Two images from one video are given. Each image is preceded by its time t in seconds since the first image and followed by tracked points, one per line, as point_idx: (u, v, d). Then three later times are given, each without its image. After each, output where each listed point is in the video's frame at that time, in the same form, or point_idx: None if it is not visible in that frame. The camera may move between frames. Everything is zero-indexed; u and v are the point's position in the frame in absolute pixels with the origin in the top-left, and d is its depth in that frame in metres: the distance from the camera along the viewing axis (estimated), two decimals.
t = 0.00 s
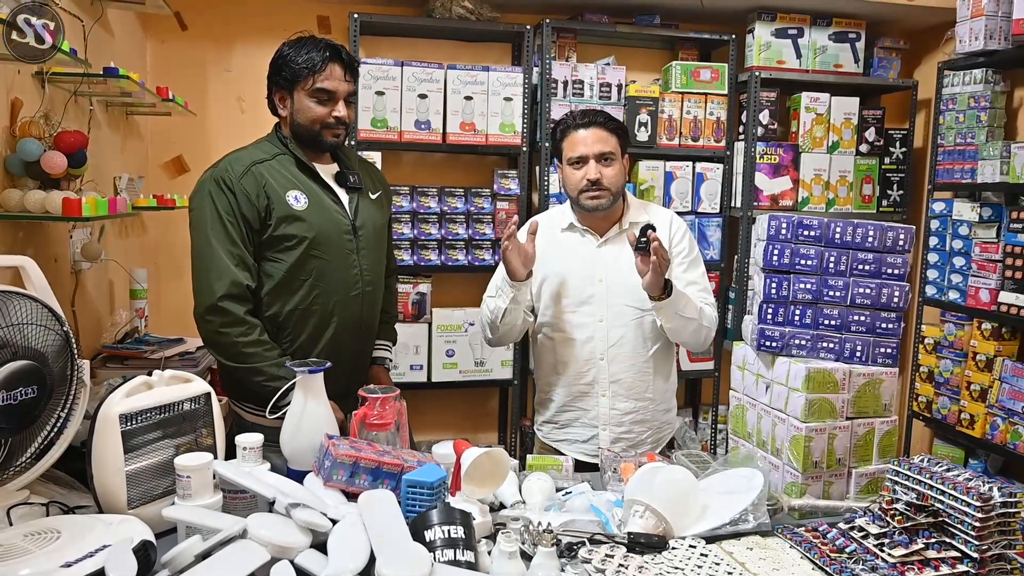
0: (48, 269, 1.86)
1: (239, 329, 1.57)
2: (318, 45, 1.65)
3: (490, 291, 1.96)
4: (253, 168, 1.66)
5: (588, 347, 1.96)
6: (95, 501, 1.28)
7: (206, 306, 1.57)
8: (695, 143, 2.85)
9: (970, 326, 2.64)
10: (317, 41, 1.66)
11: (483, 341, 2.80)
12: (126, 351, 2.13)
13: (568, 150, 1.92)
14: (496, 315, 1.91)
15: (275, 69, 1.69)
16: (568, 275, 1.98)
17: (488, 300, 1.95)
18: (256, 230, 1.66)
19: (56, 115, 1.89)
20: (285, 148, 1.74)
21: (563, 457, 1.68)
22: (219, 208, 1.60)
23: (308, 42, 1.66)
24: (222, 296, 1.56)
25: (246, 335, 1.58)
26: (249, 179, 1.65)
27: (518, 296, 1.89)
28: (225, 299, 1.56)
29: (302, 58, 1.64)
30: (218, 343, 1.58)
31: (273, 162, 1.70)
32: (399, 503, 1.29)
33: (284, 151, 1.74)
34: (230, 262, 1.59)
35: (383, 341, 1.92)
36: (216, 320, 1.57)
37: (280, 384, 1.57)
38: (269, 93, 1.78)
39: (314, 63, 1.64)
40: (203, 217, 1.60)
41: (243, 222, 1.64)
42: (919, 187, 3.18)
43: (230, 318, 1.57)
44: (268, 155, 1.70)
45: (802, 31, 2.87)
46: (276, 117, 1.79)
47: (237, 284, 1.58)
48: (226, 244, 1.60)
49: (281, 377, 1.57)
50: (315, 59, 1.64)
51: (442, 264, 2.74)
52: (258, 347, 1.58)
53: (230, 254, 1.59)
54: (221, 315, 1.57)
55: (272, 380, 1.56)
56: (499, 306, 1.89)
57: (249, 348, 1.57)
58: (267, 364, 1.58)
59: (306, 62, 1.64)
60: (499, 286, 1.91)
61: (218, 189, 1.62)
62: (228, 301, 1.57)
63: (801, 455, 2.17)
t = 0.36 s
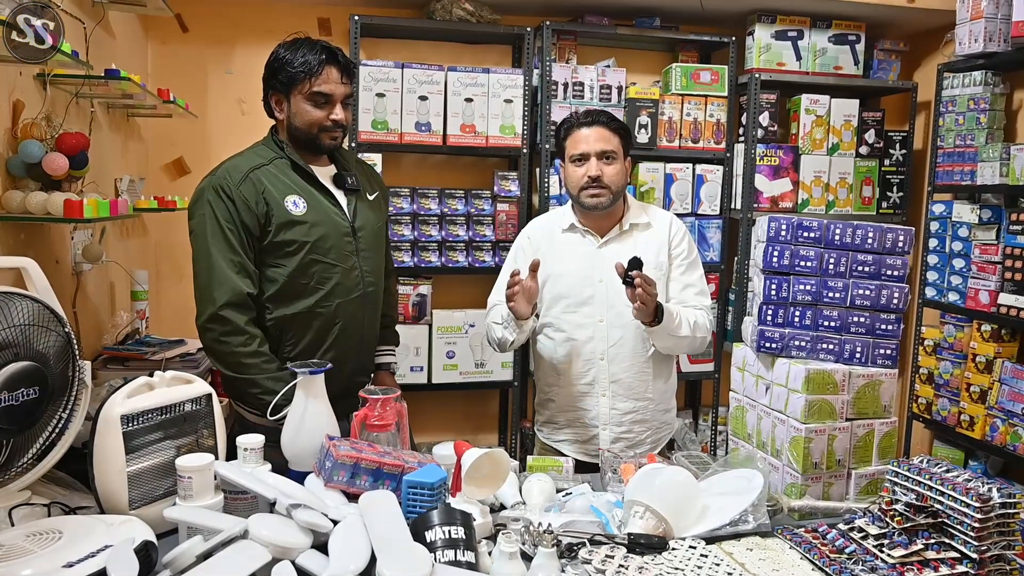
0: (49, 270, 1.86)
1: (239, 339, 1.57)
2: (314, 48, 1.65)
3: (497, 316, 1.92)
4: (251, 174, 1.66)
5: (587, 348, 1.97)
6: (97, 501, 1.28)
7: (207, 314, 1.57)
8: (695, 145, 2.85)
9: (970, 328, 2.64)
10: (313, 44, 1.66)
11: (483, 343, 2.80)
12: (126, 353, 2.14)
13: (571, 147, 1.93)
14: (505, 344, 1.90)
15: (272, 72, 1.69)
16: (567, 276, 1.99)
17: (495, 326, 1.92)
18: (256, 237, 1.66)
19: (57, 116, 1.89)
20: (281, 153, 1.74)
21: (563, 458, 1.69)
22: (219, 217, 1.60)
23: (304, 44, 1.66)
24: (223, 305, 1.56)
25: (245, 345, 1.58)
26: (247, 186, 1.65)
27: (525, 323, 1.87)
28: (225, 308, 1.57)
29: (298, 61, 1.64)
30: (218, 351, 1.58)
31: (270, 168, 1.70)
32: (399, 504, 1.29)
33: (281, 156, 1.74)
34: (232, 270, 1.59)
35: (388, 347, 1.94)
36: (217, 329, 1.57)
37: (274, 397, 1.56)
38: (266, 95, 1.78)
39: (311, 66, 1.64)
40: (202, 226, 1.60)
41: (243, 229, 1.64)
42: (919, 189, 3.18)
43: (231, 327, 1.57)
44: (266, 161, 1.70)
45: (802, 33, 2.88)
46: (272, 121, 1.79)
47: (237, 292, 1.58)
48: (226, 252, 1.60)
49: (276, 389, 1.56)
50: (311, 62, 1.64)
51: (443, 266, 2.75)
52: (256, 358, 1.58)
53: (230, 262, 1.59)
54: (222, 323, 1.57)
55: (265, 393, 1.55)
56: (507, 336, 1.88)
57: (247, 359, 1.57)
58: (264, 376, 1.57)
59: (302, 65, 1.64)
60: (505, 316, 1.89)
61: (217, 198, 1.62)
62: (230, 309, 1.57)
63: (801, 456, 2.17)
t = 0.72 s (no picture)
0: (51, 268, 1.87)
1: (223, 337, 1.55)
2: (319, 44, 1.66)
3: (507, 322, 1.92)
4: (263, 173, 1.65)
5: (588, 347, 1.97)
6: (99, 499, 1.29)
7: (203, 309, 1.57)
8: (697, 146, 2.84)
9: (972, 328, 2.63)
10: (319, 41, 1.66)
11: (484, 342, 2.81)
12: (128, 351, 2.14)
13: (577, 143, 1.94)
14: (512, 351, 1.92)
15: (279, 71, 1.70)
16: (570, 273, 1.99)
17: (504, 332, 1.93)
18: (268, 235, 1.66)
19: (59, 116, 1.90)
20: (293, 151, 1.74)
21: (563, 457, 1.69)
22: (230, 216, 1.59)
23: (309, 42, 1.66)
24: (217, 301, 1.55)
25: (228, 344, 1.55)
26: (259, 184, 1.64)
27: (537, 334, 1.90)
28: (218, 303, 1.56)
29: (304, 59, 1.65)
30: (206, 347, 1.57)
31: (282, 166, 1.70)
32: (401, 502, 1.29)
33: (292, 153, 1.73)
34: (244, 268, 1.59)
35: (410, 345, 2.01)
36: (209, 322, 1.57)
37: (232, 406, 1.51)
38: (274, 95, 1.78)
39: (316, 63, 1.64)
40: (213, 225, 1.59)
41: (255, 227, 1.63)
42: (922, 189, 3.17)
43: (220, 324, 1.56)
44: (278, 159, 1.70)
45: (805, 33, 2.87)
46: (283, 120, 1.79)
47: (235, 292, 1.56)
48: (237, 251, 1.59)
49: (237, 400, 1.51)
50: (317, 59, 1.64)
51: (443, 265, 2.75)
52: (229, 357, 1.54)
53: (240, 261, 1.59)
54: (216, 318, 1.56)
55: (223, 400, 1.50)
56: (518, 345, 1.90)
57: (223, 359, 1.54)
58: (233, 381, 1.53)
59: (309, 63, 1.65)
60: (518, 324, 1.90)
61: (228, 196, 1.61)
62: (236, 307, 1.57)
63: (802, 456, 2.17)
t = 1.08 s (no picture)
0: (49, 267, 1.86)
1: (248, 319, 1.60)
2: (349, 48, 1.71)
3: (530, 322, 1.95)
4: (281, 163, 1.68)
5: (589, 344, 1.97)
6: (98, 498, 1.28)
7: (225, 292, 1.61)
8: (697, 144, 2.85)
9: (970, 327, 2.64)
10: (348, 45, 1.72)
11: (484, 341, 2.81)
12: (126, 351, 2.13)
13: (590, 139, 1.95)
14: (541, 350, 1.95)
15: (308, 72, 1.75)
16: (576, 269, 1.99)
17: (528, 332, 1.95)
18: (281, 223, 1.68)
19: (58, 114, 1.90)
20: (313, 147, 1.76)
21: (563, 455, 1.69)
22: (247, 200, 1.62)
23: (340, 45, 1.72)
24: (239, 284, 1.60)
25: (253, 326, 1.60)
26: (277, 173, 1.67)
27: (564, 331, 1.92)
28: (241, 286, 1.60)
29: (334, 60, 1.70)
30: (229, 330, 1.61)
31: (300, 159, 1.72)
32: (400, 502, 1.29)
33: (312, 150, 1.76)
34: (255, 253, 1.61)
35: (408, 338, 1.92)
36: (232, 307, 1.61)
37: (266, 382, 1.57)
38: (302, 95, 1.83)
39: (345, 64, 1.70)
40: (231, 208, 1.62)
41: (268, 214, 1.65)
42: (920, 189, 3.18)
43: (244, 307, 1.60)
44: (298, 152, 1.73)
45: (804, 33, 2.88)
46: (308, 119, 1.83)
47: (256, 274, 1.60)
48: (250, 235, 1.62)
49: (271, 376, 1.57)
50: (346, 61, 1.70)
51: (443, 264, 2.74)
52: (260, 340, 1.60)
53: (255, 245, 1.61)
54: (238, 302, 1.60)
55: (257, 377, 1.57)
56: (546, 344, 1.93)
57: (251, 340, 1.59)
58: (264, 360, 1.59)
59: (338, 63, 1.70)
60: (544, 324, 1.92)
61: (246, 182, 1.64)
62: (247, 289, 1.60)
63: (801, 455, 2.18)
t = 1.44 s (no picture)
0: (49, 266, 1.86)
1: (248, 309, 1.60)
2: (361, 52, 1.72)
3: (534, 317, 1.94)
4: (290, 158, 1.69)
5: (592, 343, 1.97)
6: (98, 498, 1.28)
7: (227, 281, 1.61)
8: (696, 144, 2.85)
9: (970, 327, 2.64)
10: (361, 49, 1.73)
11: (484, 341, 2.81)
12: (126, 350, 2.13)
13: (603, 142, 1.94)
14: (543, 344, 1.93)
15: (322, 74, 1.76)
16: (583, 267, 1.99)
17: (532, 326, 1.94)
18: (287, 215, 1.69)
19: (57, 113, 1.89)
20: (323, 146, 1.77)
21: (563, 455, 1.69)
22: (255, 191, 1.64)
23: (353, 49, 1.73)
24: (241, 273, 1.60)
25: (251, 316, 1.59)
26: (286, 167, 1.68)
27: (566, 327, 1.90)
28: (243, 275, 1.60)
29: (348, 63, 1.71)
30: (228, 319, 1.61)
31: (310, 155, 1.73)
32: (400, 501, 1.29)
33: (322, 148, 1.77)
34: (258, 244, 1.61)
35: (412, 339, 1.94)
36: (233, 297, 1.61)
37: (256, 372, 1.56)
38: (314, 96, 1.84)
39: (360, 66, 1.71)
40: (238, 199, 1.64)
41: (275, 206, 1.66)
42: (920, 188, 3.18)
43: (243, 296, 1.60)
44: (307, 149, 1.74)
45: (804, 32, 2.88)
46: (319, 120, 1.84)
47: (259, 264, 1.60)
48: (256, 227, 1.63)
49: (261, 367, 1.56)
50: (360, 63, 1.71)
51: (443, 264, 2.74)
52: (257, 330, 1.59)
53: (259, 236, 1.62)
54: (239, 292, 1.60)
55: (249, 367, 1.56)
56: (548, 338, 1.91)
57: (248, 329, 1.58)
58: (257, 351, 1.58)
59: (352, 65, 1.71)
60: (546, 319, 1.90)
61: (255, 174, 1.65)
62: (247, 278, 1.60)
63: (801, 455, 2.18)
